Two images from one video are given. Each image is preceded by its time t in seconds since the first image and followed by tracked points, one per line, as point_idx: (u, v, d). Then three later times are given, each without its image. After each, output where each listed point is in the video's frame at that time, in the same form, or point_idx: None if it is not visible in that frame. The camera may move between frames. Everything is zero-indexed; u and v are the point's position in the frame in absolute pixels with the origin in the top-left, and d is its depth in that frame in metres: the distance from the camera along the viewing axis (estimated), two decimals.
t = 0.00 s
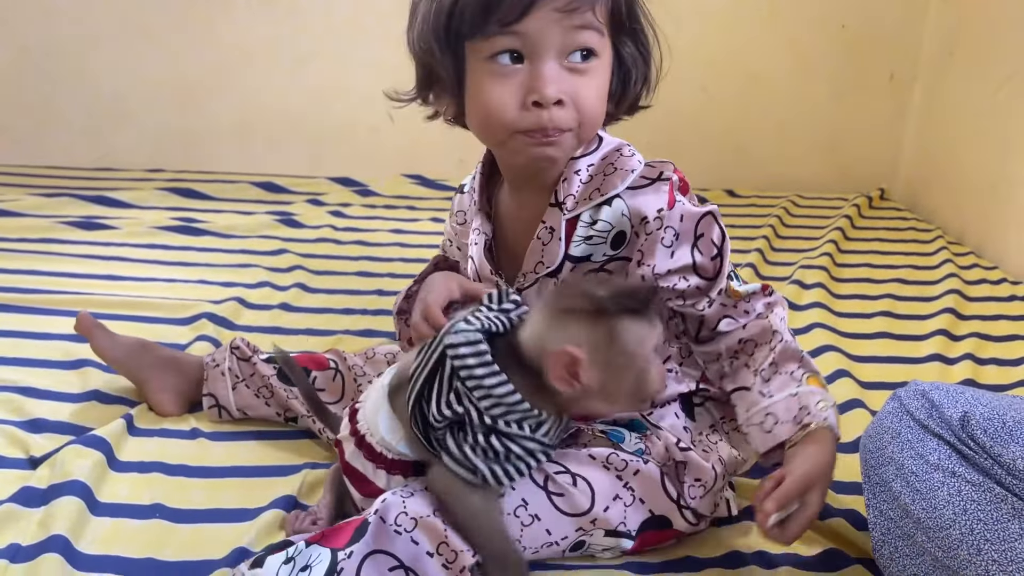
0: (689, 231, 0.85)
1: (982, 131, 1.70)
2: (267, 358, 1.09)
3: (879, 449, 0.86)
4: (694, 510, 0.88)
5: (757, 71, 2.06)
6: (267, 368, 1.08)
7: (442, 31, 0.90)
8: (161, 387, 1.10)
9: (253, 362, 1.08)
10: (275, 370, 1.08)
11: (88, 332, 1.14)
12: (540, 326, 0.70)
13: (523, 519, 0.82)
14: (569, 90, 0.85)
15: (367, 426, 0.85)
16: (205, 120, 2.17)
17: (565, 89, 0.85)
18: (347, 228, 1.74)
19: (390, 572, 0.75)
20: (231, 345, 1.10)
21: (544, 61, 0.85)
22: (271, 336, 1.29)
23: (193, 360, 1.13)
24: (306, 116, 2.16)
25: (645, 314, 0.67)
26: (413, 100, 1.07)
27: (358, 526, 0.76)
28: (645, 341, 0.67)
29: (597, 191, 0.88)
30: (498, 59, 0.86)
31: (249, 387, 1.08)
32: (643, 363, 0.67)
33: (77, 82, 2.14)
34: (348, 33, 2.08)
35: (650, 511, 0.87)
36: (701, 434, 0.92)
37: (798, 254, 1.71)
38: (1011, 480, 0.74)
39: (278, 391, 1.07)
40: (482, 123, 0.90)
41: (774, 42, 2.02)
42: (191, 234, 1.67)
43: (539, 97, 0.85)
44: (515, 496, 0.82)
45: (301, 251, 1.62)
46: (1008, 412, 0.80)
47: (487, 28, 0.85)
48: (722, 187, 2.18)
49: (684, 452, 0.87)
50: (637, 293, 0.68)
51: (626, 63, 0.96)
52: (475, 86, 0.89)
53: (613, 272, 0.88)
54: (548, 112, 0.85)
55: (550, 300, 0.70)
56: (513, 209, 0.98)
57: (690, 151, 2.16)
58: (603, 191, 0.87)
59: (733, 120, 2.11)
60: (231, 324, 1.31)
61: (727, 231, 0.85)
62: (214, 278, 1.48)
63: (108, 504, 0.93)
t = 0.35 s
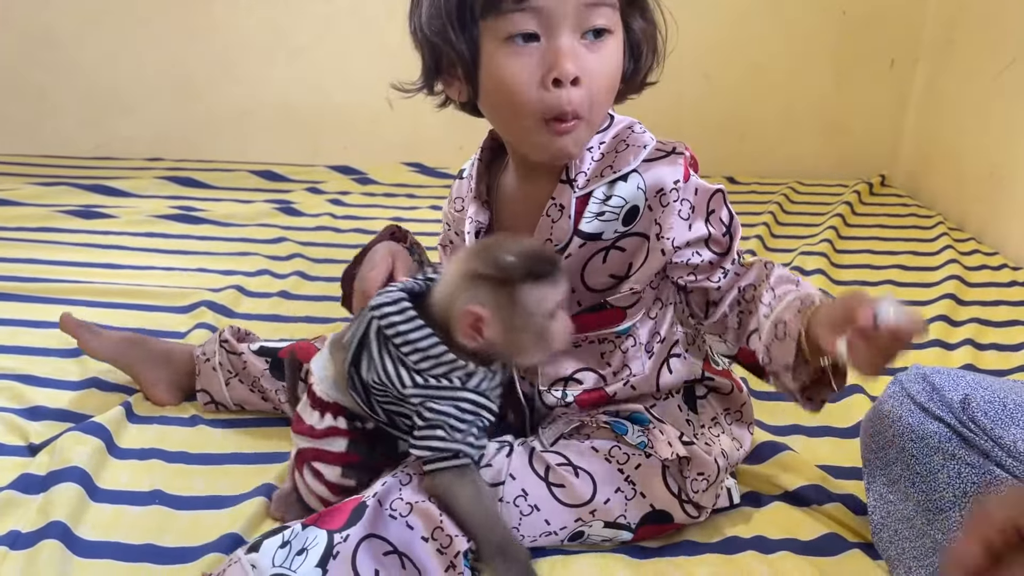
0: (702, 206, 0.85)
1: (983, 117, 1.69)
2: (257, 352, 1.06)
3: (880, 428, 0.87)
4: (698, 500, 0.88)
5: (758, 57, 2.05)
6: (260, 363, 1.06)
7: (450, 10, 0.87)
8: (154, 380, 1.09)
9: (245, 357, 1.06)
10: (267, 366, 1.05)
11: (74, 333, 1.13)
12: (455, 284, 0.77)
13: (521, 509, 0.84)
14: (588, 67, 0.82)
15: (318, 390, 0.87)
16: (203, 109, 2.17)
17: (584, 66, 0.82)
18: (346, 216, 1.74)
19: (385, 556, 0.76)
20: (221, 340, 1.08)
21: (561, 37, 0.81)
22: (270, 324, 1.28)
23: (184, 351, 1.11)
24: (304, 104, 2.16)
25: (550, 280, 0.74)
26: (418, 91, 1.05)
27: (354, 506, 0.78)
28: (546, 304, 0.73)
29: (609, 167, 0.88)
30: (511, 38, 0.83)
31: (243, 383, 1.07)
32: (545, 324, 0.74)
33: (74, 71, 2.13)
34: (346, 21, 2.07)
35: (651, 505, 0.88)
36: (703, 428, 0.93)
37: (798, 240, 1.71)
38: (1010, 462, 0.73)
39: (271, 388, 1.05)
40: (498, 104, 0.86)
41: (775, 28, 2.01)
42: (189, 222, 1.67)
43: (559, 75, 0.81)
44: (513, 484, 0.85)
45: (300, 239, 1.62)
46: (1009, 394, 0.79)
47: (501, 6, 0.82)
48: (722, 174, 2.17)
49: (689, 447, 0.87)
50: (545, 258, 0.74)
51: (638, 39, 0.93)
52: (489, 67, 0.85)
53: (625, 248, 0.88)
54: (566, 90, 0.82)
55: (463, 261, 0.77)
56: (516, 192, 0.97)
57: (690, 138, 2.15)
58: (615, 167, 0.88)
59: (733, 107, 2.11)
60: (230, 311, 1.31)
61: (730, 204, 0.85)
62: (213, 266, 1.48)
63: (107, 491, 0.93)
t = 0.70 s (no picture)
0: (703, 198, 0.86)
1: (985, 105, 1.68)
2: (253, 347, 1.06)
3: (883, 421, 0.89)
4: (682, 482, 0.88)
5: (758, 46, 2.03)
6: (256, 360, 1.06)
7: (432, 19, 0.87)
8: (153, 376, 1.08)
9: (239, 354, 1.06)
10: (264, 363, 1.06)
11: (65, 333, 1.10)
12: (325, 202, 0.90)
13: (512, 487, 0.84)
14: (561, 78, 0.82)
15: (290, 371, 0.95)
16: (202, 99, 2.16)
17: (556, 78, 0.81)
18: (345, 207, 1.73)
19: (380, 541, 0.79)
20: (218, 336, 1.08)
21: (528, 57, 0.80)
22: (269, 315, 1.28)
23: (181, 345, 1.11)
24: (304, 94, 2.15)
25: (405, 180, 0.88)
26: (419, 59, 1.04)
27: (348, 496, 0.80)
28: (404, 201, 0.87)
29: (611, 152, 0.88)
30: (483, 64, 0.83)
31: (241, 378, 1.07)
32: (406, 219, 0.88)
33: (73, 61, 2.13)
34: (345, 9, 2.05)
35: (639, 478, 0.88)
36: (692, 408, 0.91)
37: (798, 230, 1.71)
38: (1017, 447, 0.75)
39: (267, 385, 1.05)
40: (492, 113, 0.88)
41: (776, 15, 1.99)
42: (189, 213, 1.67)
43: (528, 94, 0.81)
44: (502, 465, 0.84)
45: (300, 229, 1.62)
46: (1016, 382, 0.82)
47: (467, 35, 0.81)
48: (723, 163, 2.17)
49: (672, 429, 0.88)
50: (401, 162, 0.89)
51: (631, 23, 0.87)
52: (478, 89, 0.87)
53: (620, 228, 0.87)
54: (540, 104, 0.82)
55: (330, 179, 0.90)
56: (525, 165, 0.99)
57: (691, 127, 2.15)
58: (615, 153, 0.88)
59: (734, 95, 2.10)
60: (229, 303, 1.31)
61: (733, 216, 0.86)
62: (213, 257, 1.48)
63: (106, 482, 0.93)
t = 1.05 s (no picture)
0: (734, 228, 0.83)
1: (988, 103, 1.68)
2: (262, 344, 1.08)
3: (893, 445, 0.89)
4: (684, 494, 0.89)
5: (761, 44, 2.03)
6: (265, 357, 1.07)
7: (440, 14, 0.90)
8: (162, 373, 1.09)
9: (249, 350, 1.07)
10: (273, 359, 1.06)
11: (79, 328, 1.12)
12: (325, 202, 0.91)
13: (518, 496, 0.86)
14: (525, 66, 0.81)
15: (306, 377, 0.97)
16: (206, 98, 2.16)
17: (524, 66, 0.81)
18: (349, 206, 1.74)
19: (388, 541, 0.79)
20: (228, 334, 1.10)
21: (493, 41, 0.81)
22: (275, 314, 1.29)
23: (191, 343, 1.12)
24: (307, 92, 2.15)
25: (401, 184, 0.89)
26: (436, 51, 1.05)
27: (357, 496, 0.81)
28: (400, 204, 0.89)
29: (639, 162, 0.86)
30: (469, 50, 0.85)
31: (250, 374, 1.08)
32: (401, 223, 0.89)
33: (77, 61, 2.13)
34: (347, 8, 2.05)
35: (645, 494, 0.88)
36: (696, 427, 0.90)
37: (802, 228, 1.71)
38: None
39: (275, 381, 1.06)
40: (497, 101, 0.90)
41: (779, 14, 1.99)
42: (193, 213, 1.67)
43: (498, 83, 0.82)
44: (512, 473, 0.86)
45: (304, 229, 1.62)
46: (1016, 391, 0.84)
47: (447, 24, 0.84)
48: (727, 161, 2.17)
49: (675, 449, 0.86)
50: (399, 167, 0.90)
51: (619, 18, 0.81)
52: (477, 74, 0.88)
53: (634, 241, 0.85)
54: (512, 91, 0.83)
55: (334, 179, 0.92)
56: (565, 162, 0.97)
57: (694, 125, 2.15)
58: (643, 165, 0.86)
59: (737, 93, 2.10)
60: (235, 302, 1.32)
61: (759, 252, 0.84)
62: (218, 257, 1.48)
63: (114, 481, 0.94)
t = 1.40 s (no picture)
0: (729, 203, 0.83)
1: (989, 101, 1.68)
2: (263, 345, 1.08)
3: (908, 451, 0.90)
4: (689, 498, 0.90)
5: (763, 42, 2.03)
6: (266, 358, 1.07)
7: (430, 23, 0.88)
8: (163, 375, 1.09)
9: (250, 352, 1.08)
10: (273, 360, 1.07)
11: (79, 331, 1.12)
12: (326, 210, 0.91)
13: (523, 506, 0.86)
14: (543, 76, 0.80)
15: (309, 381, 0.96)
16: (208, 96, 2.16)
17: (542, 75, 0.80)
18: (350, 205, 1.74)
19: (393, 552, 0.80)
20: (228, 335, 1.10)
21: (511, 51, 0.79)
22: (277, 314, 1.29)
23: (192, 344, 1.13)
24: (308, 91, 2.15)
25: (398, 197, 0.88)
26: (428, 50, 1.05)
27: (363, 505, 0.82)
28: (396, 218, 0.88)
29: (623, 153, 0.86)
30: (475, 56, 0.83)
31: (251, 375, 1.08)
32: (396, 237, 0.88)
33: (78, 60, 2.13)
34: (347, 7, 2.05)
35: (648, 497, 0.88)
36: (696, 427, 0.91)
37: (803, 227, 1.71)
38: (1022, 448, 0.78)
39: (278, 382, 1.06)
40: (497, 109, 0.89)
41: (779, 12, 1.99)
42: (195, 212, 1.67)
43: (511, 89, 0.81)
44: (517, 483, 0.86)
45: (305, 228, 1.62)
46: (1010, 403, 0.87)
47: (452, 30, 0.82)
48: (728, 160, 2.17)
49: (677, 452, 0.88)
50: (400, 178, 0.89)
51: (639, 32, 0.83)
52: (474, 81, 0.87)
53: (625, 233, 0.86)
54: (525, 100, 0.82)
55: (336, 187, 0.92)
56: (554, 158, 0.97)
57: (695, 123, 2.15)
58: (627, 156, 0.85)
59: (737, 91, 2.10)
60: (237, 301, 1.32)
61: (757, 226, 0.83)
62: (219, 256, 1.48)
63: (118, 481, 0.94)
